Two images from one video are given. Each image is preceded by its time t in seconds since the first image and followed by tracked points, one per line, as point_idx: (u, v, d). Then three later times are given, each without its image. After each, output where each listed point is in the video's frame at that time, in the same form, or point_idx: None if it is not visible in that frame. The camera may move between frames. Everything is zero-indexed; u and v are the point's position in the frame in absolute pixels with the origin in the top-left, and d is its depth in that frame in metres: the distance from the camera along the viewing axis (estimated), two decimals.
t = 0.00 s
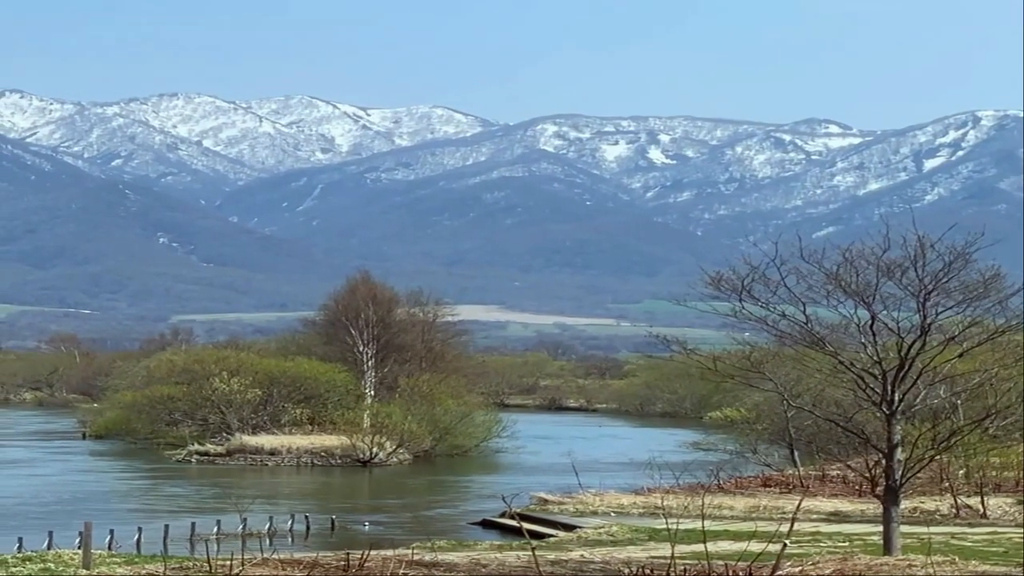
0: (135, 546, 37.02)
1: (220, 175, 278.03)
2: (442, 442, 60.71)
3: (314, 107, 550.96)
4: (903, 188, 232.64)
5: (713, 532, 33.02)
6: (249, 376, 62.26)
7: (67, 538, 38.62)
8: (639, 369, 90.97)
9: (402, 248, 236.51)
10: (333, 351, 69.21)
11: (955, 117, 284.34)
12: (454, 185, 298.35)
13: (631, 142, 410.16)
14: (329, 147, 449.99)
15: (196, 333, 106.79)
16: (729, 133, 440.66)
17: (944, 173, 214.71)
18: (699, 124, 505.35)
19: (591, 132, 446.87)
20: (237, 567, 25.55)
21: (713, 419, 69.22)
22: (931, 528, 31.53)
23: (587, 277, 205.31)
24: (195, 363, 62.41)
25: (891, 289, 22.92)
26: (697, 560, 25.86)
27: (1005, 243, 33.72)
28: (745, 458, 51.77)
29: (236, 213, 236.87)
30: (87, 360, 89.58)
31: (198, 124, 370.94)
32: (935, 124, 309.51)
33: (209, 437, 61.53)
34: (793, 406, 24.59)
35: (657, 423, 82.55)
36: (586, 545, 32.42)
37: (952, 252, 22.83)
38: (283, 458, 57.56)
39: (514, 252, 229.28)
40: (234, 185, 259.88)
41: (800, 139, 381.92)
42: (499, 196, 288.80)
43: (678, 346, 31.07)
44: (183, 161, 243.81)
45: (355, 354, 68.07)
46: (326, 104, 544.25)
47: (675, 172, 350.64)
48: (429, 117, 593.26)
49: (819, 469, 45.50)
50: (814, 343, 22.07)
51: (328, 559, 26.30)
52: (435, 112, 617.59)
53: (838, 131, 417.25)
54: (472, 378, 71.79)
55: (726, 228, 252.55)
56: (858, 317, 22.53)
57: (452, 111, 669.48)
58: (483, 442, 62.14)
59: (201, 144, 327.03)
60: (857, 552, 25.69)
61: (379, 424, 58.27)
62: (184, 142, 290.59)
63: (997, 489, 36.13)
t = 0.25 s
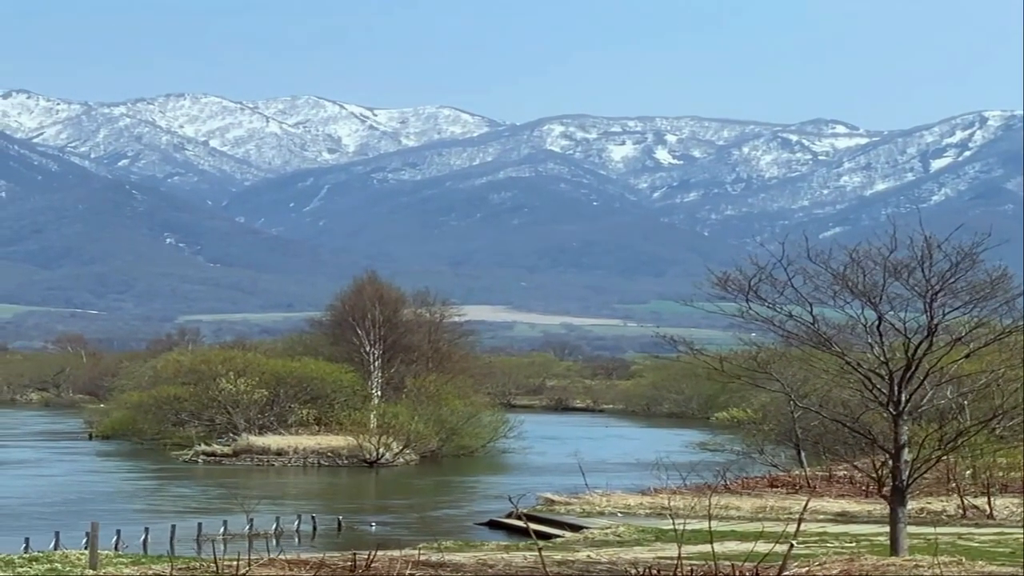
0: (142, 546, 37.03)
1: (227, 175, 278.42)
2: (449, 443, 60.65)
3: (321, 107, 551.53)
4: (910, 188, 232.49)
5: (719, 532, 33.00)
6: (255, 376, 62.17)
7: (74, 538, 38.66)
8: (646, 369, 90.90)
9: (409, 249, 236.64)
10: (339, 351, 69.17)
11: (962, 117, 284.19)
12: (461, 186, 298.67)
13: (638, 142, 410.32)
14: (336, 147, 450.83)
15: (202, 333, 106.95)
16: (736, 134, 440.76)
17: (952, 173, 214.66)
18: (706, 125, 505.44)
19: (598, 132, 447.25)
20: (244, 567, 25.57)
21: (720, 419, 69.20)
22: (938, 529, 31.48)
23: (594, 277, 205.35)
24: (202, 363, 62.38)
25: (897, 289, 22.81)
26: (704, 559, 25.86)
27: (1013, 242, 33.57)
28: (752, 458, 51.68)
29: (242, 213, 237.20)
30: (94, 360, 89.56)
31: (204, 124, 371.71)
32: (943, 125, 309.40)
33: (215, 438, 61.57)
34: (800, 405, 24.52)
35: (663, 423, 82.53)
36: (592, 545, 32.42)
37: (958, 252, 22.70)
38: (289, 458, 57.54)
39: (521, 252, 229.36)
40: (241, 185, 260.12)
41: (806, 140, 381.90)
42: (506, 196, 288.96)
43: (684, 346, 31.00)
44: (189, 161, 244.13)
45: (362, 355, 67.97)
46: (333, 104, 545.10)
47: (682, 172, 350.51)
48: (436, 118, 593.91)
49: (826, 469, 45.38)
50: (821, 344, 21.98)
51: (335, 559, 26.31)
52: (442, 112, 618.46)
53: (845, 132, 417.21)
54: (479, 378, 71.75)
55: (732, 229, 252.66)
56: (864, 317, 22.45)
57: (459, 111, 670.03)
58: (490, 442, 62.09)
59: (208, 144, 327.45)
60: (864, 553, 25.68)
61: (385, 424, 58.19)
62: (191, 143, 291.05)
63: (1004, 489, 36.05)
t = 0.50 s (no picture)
0: (152, 546, 36.96)
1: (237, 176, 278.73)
2: (459, 442, 60.54)
3: (332, 107, 553.08)
4: (920, 188, 232.35)
5: (730, 532, 32.88)
6: (265, 376, 62.06)
7: (84, 538, 38.61)
8: (656, 369, 90.65)
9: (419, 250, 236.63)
10: (349, 351, 69.17)
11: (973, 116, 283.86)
12: (471, 186, 298.75)
13: (648, 142, 410.34)
14: (346, 147, 451.45)
15: (212, 334, 107.04)
16: (746, 134, 440.73)
17: (962, 173, 214.36)
18: (716, 124, 505.68)
19: (609, 132, 447.56)
20: (253, 567, 25.44)
21: (730, 417, 69.04)
22: (947, 528, 31.33)
23: (604, 278, 205.48)
24: (212, 362, 62.30)
25: (906, 289, 22.67)
26: (713, 559, 25.78)
27: None
28: (762, 459, 51.46)
29: (253, 213, 237.59)
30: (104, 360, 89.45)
31: (214, 125, 372.69)
32: (953, 125, 309.35)
33: (226, 438, 61.58)
34: (810, 407, 24.36)
35: (673, 423, 82.30)
36: (602, 545, 32.32)
37: (969, 253, 22.49)
38: (299, 458, 57.54)
39: (531, 252, 229.33)
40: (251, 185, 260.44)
41: (817, 140, 381.73)
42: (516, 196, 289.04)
43: (694, 347, 30.84)
44: (199, 161, 244.39)
45: (372, 355, 67.77)
46: (344, 104, 545.68)
47: (692, 173, 350.59)
48: (446, 118, 594.23)
49: (836, 469, 45.18)
50: (831, 344, 21.88)
51: (344, 560, 26.17)
52: (452, 112, 618.79)
53: (855, 131, 417.07)
54: (488, 378, 71.59)
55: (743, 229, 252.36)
56: (874, 317, 22.28)
57: (470, 111, 670.24)
58: (500, 442, 61.99)
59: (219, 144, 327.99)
60: (873, 553, 25.66)
61: (395, 424, 58.14)
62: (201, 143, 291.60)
63: (1015, 488, 35.82)
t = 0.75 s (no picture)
0: (164, 546, 36.86)
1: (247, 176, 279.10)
2: (470, 442, 60.33)
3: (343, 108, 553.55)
4: (931, 188, 231.94)
5: (742, 532, 32.68)
6: (276, 376, 61.90)
7: (95, 538, 38.51)
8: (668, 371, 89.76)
9: (429, 250, 236.63)
10: (360, 351, 68.91)
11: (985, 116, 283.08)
12: (482, 185, 298.74)
13: (659, 143, 410.00)
14: (357, 148, 451.83)
15: (222, 334, 106.98)
16: (757, 134, 440.24)
17: (974, 173, 213.84)
18: (727, 124, 505.01)
19: (619, 133, 447.20)
20: (264, 568, 25.25)
21: (742, 419, 68.65)
22: (958, 528, 31.12)
23: (615, 277, 205.33)
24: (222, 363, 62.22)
25: (918, 289, 22.40)
26: (724, 561, 25.60)
27: None
28: (773, 459, 51.11)
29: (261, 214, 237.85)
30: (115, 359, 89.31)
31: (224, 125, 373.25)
32: (965, 124, 308.61)
33: (237, 437, 61.51)
34: (821, 406, 24.16)
35: (683, 423, 82.02)
36: (612, 546, 32.10)
37: (981, 252, 22.24)
38: (310, 458, 57.49)
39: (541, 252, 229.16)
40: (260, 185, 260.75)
41: (828, 140, 381.15)
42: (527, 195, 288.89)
43: (706, 346, 30.58)
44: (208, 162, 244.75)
45: (383, 355, 67.47)
46: (355, 105, 546.18)
47: (703, 173, 350.22)
48: (457, 118, 594.41)
49: (847, 468, 44.91)
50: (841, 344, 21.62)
51: (355, 559, 25.98)
52: (463, 112, 620.02)
53: (866, 131, 416.41)
54: (499, 378, 71.29)
55: (754, 229, 252.03)
56: (885, 318, 22.04)
57: (480, 111, 670.33)
58: (510, 442, 61.81)
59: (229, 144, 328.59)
60: (885, 553, 25.48)
61: (406, 424, 58.00)
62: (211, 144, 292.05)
63: None
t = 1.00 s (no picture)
0: (177, 546, 36.73)
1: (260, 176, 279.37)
2: (484, 442, 60.26)
3: (357, 107, 553.52)
4: (946, 188, 231.40)
5: (756, 532, 32.48)
6: (291, 375, 61.90)
7: (110, 538, 38.44)
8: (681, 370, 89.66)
9: (444, 251, 236.50)
10: (375, 351, 68.84)
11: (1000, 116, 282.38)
12: (497, 184, 298.23)
13: (673, 142, 409.44)
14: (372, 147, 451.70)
15: (236, 333, 107.05)
16: (771, 134, 439.61)
17: (989, 173, 213.34)
18: (741, 124, 504.27)
19: (633, 132, 446.69)
20: (280, 567, 25.13)
21: (755, 418, 68.43)
22: (973, 528, 30.92)
23: (629, 277, 205.24)
24: (237, 363, 62.21)
25: (933, 288, 22.27)
26: (738, 560, 25.46)
27: None
28: (788, 459, 50.86)
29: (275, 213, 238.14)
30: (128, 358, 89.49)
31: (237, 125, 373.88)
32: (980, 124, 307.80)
33: (250, 437, 61.45)
34: (835, 406, 24.01)
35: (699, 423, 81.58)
36: (627, 545, 31.93)
37: (997, 251, 22.09)
38: (325, 458, 57.42)
39: (555, 251, 229.02)
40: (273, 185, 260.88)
41: (842, 139, 380.36)
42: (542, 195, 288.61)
43: (720, 346, 30.42)
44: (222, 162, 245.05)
45: (398, 354, 67.41)
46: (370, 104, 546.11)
47: (717, 173, 349.69)
48: (472, 118, 594.21)
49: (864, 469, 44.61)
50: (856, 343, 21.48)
51: (370, 559, 25.86)
52: (477, 111, 619.78)
53: (880, 131, 415.51)
54: (514, 377, 71.11)
55: (768, 229, 251.37)
56: (900, 318, 21.91)
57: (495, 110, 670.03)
58: (525, 441, 61.73)
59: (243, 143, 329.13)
60: (900, 553, 25.28)
61: (420, 424, 57.95)
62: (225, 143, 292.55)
63: None
